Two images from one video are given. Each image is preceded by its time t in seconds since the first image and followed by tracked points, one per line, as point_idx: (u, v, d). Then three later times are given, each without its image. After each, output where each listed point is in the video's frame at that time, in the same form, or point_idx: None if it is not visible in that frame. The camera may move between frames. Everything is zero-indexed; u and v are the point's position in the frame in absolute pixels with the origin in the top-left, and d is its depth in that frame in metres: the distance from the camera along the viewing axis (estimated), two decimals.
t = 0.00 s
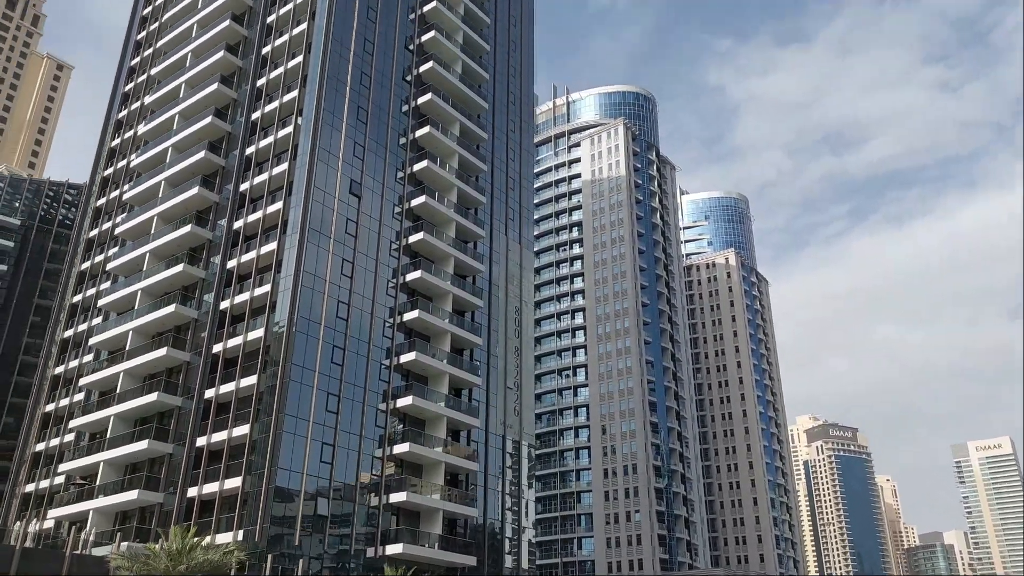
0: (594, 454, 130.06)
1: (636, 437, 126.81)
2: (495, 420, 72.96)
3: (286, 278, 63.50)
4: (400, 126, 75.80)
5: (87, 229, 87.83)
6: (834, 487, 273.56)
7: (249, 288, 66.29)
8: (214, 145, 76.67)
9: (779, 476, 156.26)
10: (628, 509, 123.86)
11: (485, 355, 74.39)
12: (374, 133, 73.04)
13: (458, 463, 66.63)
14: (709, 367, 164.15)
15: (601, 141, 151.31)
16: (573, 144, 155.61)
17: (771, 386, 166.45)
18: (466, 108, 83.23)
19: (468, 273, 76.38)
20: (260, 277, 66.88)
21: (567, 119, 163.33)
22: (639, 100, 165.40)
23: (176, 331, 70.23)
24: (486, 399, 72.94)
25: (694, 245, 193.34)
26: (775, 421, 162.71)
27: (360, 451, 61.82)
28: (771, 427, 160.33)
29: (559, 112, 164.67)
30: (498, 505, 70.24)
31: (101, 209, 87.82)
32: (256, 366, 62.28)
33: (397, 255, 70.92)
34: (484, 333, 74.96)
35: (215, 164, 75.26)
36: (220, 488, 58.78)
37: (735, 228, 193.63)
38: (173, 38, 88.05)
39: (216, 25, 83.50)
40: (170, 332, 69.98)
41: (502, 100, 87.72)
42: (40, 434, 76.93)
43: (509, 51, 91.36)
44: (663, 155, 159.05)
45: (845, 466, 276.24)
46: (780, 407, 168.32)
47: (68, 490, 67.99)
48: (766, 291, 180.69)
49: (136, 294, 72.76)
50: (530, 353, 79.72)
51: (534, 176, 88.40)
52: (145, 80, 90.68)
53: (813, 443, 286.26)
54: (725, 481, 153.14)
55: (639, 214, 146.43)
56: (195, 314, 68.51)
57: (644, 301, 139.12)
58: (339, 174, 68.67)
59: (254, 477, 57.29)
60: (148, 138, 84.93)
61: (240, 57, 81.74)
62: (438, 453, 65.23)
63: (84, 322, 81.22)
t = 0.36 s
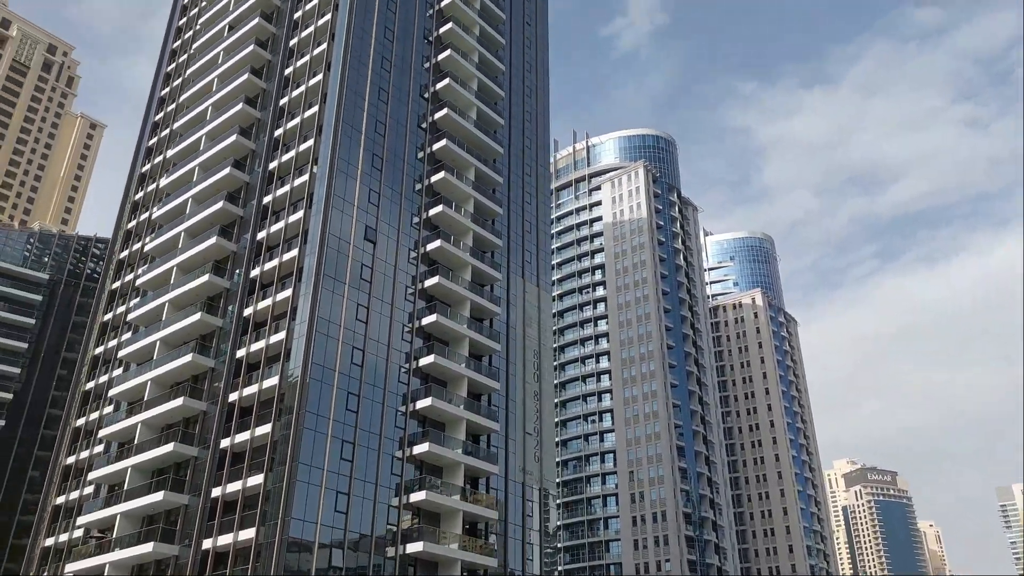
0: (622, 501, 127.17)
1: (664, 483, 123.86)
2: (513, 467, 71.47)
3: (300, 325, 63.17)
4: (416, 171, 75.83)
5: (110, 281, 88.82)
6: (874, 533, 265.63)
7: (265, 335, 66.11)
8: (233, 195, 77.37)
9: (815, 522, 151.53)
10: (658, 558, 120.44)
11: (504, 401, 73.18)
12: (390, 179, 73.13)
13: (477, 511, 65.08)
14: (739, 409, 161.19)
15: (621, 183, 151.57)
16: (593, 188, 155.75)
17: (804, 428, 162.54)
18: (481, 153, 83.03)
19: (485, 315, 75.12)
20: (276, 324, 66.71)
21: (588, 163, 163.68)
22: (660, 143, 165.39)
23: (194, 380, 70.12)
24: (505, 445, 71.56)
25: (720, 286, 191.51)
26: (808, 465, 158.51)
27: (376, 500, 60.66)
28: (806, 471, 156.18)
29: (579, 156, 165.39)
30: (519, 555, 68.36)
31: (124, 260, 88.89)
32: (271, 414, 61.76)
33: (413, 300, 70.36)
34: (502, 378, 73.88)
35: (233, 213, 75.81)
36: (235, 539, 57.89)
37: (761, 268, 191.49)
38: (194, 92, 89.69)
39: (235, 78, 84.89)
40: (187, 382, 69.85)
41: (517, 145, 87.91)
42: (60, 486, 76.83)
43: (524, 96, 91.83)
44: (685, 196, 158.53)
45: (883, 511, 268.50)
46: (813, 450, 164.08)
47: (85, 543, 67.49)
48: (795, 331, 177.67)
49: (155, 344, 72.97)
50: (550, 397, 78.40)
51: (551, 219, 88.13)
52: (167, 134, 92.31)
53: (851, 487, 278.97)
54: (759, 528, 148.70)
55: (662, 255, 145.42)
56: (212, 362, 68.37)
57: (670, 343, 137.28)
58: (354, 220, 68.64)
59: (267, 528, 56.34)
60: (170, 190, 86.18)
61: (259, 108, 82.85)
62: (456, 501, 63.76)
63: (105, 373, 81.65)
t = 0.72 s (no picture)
0: (665, 556, 122.88)
1: (708, 537, 119.49)
2: (547, 522, 69.60)
3: (328, 379, 62.96)
4: (442, 222, 75.97)
5: (147, 340, 89.92)
6: None
7: (294, 389, 66.02)
8: (263, 252, 78.22)
9: None
10: None
11: (536, 452, 71.78)
12: (417, 231, 73.38)
13: (509, 567, 63.26)
14: (785, 458, 156.71)
15: (655, 231, 151.30)
16: (626, 236, 155.87)
17: (854, 477, 156.84)
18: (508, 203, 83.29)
19: (515, 366, 74.36)
20: (304, 378, 66.64)
21: (620, 212, 163.55)
22: (692, 189, 164.60)
23: (225, 437, 70.05)
24: (537, 498, 69.90)
25: (760, 332, 188.32)
26: (861, 516, 152.49)
27: (405, 556, 59.38)
28: (858, 522, 150.15)
29: (612, 205, 165.43)
30: None
31: (160, 320, 89.97)
32: (299, 469, 61.27)
33: (440, 351, 69.81)
34: (533, 429, 72.55)
35: (264, 270, 76.55)
36: None
37: (801, 313, 188.11)
38: (228, 154, 91.69)
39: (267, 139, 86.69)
40: (219, 439, 69.78)
41: (544, 195, 87.95)
42: (96, 547, 76.70)
43: (550, 147, 92.19)
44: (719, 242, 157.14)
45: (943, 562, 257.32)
46: (865, 501, 157.90)
47: None
48: (840, 377, 173.07)
49: (188, 401, 73.21)
50: (583, 448, 76.75)
51: (580, 268, 87.62)
52: (202, 195, 94.19)
53: (907, 539, 268.20)
54: None
55: (698, 302, 143.60)
56: (242, 418, 68.32)
57: (709, 391, 134.38)
58: (381, 272, 68.77)
59: None
60: (204, 249, 87.54)
61: (289, 167, 84.17)
62: (487, 557, 62.09)
63: (141, 432, 82.05)
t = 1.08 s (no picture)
0: None
1: None
2: (581, 564, 67.86)
3: (356, 421, 62.63)
4: (468, 260, 75.72)
5: (181, 387, 90.53)
6: None
7: (322, 433, 65.78)
8: (292, 296, 78.66)
9: None
10: None
11: (568, 492, 70.38)
12: (442, 269, 73.25)
13: None
14: (831, 493, 152.07)
15: (688, 264, 150.11)
16: (659, 270, 154.79)
17: (905, 512, 151.44)
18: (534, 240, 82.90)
19: (544, 404, 73.19)
20: (332, 421, 66.37)
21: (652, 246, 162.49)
22: (724, 222, 163.12)
23: (256, 482, 69.87)
24: (571, 539, 68.35)
25: (801, 365, 184.67)
26: (914, 552, 146.70)
27: None
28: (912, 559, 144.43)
29: (643, 239, 164.41)
30: None
31: (193, 366, 90.60)
32: (328, 513, 60.67)
33: (468, 391, 68.97)
34: (565, 468, 71.21)
35: (293, 313, 76.90)
36: None
37: (842, 344, 184.26)
38: (258, 201, 92.94)
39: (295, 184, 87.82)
40: (249, 484, 69.60)
41: (570, 231, 87.51)
42: None
43: (575, 183, 92.01)
44: (754, 273, 155.12)
45: None
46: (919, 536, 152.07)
47: None
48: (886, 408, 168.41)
49: (219, 446, 73.27)
50: (617, 487, 75.12)
51: (609, 303, 86.77)
52: (234, 242, 95.35)
53: None
54: None
55: (734, 335, 141.31)
56: (273, 463, 68.15)
57: (749, 426, 131.42)
58: (407, 312, 68.61)
59: None
60: (235, 295, 88.35)
61: (317, 212, 84.97)
62: None
63: (175, 479, 82.16)
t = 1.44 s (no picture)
0: None
1: None
2: None
3: (386, 463, 62.08)
4: (496, 297, 75.35)
5: (217, 434, 90.80)
6: None
7: (354, 476, 65.31)
8: (323, 339, 78.91)
9: None
10: None
11: (605, 531, 68.64)
12: (470, 308, 72.92)
13: None
14: (885, 527, 146.33)
15: (724, 295, 148.23)
16: (695, 302, 152.97)
17: (965, 546, 145.07)
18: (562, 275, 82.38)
19: (578, 441, 71.86)
20: (363, 464, 65.92)
21: (687, 279, 160.79)
22: (760, 251, 161.01)
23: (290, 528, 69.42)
24: None
25: (848, 395, 180.06)
26: None
27: None
28: None
29: (678, 272, 162.84)
30: None
31: (230, 414, 90.97)
32: (360, 558, 59.88)
33: (499, 429, 68.07)
34: (600, 507, 69.58)
35: (324, 356, 77.05)
36: None
37: (889, 372, 179.49)
38: (291, 246, 93.90)
39: (324, 229, 88.69)
40: (283, 530, 69.19)
41: (599, 265, 86.78)
42: None
43: (603, 218, 91.53)
44: (793, 302, 152.50)
45: None
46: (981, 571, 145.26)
47: None
48: (939, 437, 162.79)
49: (253, 493, 73.13)
50: (656, 524, 73.17)
51: (642, 336, 85.61)
52: (268, 288, 96.30)
53: None
54: None
55: (775, 365, 138.45)
56: (306, 508, 67.78)
57: (795, 458, 127.79)
58: (435, 351, 68.23)
59: None
60: (268, 341, 88.90)
61: (346, 255, 85.53)
62: None
63: (212, 527, 82.00)
